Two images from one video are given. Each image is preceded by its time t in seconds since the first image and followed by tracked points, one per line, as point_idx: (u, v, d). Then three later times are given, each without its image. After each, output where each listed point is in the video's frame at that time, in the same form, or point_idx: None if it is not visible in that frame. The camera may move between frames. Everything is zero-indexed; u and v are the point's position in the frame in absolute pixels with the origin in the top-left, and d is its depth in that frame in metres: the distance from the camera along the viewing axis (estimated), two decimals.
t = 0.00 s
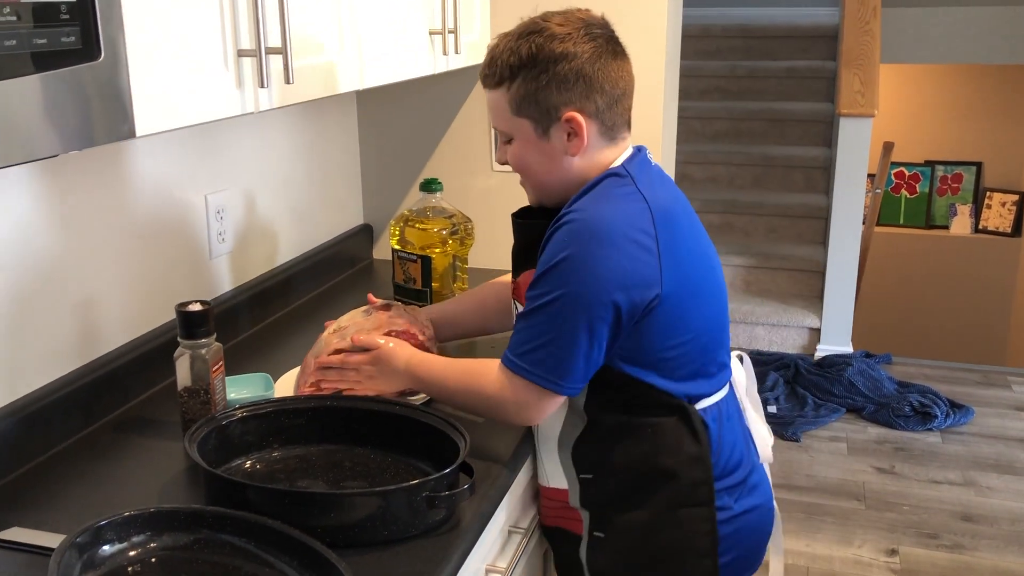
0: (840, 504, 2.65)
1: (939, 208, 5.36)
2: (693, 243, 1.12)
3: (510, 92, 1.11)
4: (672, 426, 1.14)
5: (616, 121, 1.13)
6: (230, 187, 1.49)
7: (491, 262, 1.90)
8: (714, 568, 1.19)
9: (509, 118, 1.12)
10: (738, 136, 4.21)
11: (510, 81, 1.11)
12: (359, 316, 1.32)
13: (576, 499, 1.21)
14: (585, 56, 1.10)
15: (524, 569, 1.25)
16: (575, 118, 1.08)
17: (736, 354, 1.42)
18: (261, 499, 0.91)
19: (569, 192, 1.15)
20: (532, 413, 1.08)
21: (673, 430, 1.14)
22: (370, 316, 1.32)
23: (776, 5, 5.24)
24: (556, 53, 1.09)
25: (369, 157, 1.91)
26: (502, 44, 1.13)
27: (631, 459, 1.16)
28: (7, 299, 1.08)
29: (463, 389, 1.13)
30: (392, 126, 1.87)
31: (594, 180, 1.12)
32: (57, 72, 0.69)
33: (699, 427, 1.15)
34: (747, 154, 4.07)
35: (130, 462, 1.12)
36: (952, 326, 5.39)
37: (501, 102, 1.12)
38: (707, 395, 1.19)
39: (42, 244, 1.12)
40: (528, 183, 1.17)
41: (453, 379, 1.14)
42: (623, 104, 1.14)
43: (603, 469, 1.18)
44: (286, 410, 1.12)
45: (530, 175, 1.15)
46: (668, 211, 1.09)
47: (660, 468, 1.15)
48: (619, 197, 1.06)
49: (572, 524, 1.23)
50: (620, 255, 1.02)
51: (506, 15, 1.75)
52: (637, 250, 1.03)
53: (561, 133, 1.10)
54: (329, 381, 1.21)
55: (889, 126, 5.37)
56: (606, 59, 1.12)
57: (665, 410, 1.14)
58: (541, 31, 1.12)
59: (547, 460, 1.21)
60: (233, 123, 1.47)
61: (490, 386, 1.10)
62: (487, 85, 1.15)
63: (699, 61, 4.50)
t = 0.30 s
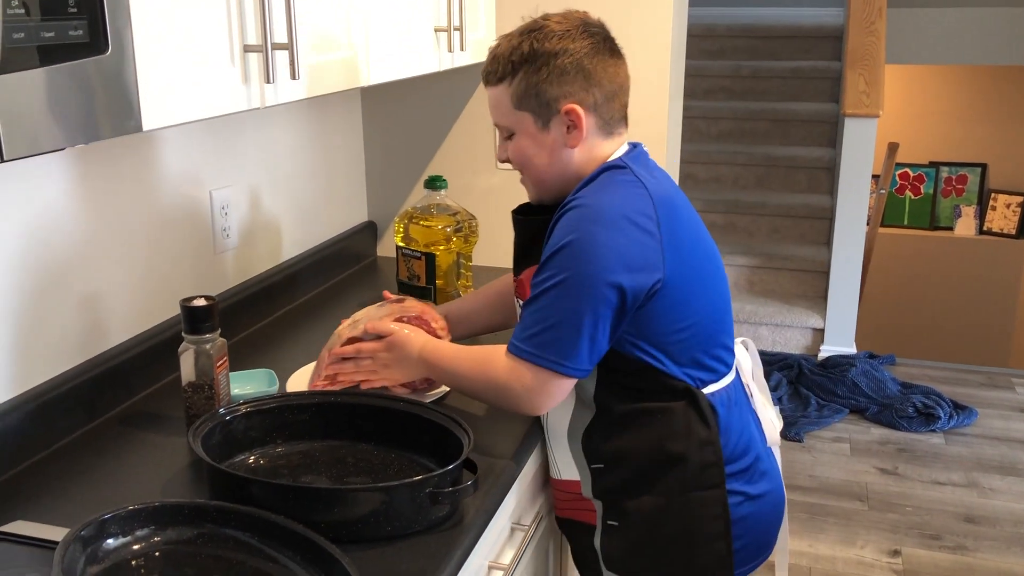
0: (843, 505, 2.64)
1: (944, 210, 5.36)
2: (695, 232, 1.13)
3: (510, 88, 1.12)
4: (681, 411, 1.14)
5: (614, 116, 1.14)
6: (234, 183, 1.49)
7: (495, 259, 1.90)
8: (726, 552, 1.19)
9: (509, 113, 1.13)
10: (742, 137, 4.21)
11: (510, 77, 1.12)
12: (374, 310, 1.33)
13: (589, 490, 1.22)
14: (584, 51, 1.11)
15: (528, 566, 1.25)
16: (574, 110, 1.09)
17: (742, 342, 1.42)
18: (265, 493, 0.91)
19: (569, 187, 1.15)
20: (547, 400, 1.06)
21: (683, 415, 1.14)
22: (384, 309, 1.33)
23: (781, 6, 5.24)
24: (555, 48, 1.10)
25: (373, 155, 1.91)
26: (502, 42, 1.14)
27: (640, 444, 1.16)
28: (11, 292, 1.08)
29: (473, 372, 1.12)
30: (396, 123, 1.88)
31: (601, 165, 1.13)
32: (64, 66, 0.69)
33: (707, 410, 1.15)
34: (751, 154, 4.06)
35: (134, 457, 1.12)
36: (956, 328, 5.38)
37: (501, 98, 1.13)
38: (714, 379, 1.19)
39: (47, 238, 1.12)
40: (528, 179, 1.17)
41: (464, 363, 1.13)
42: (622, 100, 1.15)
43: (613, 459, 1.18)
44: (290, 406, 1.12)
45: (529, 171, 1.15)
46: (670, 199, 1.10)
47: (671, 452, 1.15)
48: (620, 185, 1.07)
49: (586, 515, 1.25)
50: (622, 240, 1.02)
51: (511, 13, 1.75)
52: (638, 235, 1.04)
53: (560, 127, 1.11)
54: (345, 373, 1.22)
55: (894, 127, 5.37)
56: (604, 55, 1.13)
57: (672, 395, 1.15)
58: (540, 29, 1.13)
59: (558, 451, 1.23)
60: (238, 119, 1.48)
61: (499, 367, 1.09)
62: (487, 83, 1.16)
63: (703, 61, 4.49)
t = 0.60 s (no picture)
0: (845, 503, 2.64)
1: (946, 209, 5.35)
2: (732, 227, 1.14)
3: (553, 73, 1.11)
4: (701, 412, 1.15)
5: (657, 102, 1.14)
6: (237, 181, 1.49)
7: (498, 257, 1.90)
8: (732, 553, 1.19)
9: (552, 99, 1.12)
10: (744, 135, 4.20)
11: (553, 63, 1.12)
12: (439, 309, 1.36)
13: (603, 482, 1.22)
14: (626, 36, 1.11)
15: (530, 564, 1.25)
16: (618, 94, 1.09)
17: (761, 345, 1.41)
18: (267, 490, 0.91)
19: (612, 174, 1.15)
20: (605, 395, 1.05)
21: (703, 416, 1.15)
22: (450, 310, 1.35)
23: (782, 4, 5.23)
24: (598, 33, 1.10)
25: (375, 153, 1.91)
26: (544, 30, 1.14)
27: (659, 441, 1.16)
28: (14, 290, 1.08)
29: (533, 366, 1.10)
30: (399, 121, 1.87)
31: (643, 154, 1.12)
32: (65, 63, 0.69)
33: (727, 412, 1.16)
34: (753, 152, 4.06)
35: (135, 455, 1.12)
36: (959, 327, 5.38)
37: (545, 85, 1.13)
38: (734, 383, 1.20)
39: (49, 236, 1.12)
40: (571, 167, 1.16)
41: (521, 360, 1.13)
42: (664, 86, 1.15)
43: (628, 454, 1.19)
44: (292, 404, 1.12)
45: (573, 157, 1.14)
46: (713, 193, 1.11)
47: (688, 451, 1.15)
48: (669, 175, 1.07)
49: (597, 505, 1.24)
50: (675, 230, 1.03)
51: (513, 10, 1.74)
52: (689, 226, 1.04)
53: (604, 111, 1.10)
54: (406, 370, 1.24)
55: (896, 125, 5.36)
56: (647, 41, 1.13)
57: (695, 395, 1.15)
58: (581, 16, 1.13)
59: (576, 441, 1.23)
60: (240, 118, 1.48)
61: (557, 360, 1.07)
62: (529, 72, 1.16)
63: (705, 59, 4.49)
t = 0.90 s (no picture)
0: (847, 503, 2.64)
1: (947, 207, 5.34)
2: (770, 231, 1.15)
3: (598, 65, 1.11)
4: (728, 414, 1.14)
5: (703, 95, 1.13)
6: (237, 183, 1.49)
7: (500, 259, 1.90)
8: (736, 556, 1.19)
9: (598, 90, 1.11)
10: (745, 134, 4.20)
11: (599, 54, 1.11)
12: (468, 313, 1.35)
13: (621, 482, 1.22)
14: (674, 28, 1.10)
15: (532, 567, 1.25)
16: (665, 86, 1.08)
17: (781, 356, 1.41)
18: (268, 493, 0.91)
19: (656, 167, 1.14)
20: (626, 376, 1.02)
21: (729, 418, 1.14)
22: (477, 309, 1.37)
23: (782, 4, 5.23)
24: (645, 24, 1.09)
25: (376, 154, 1.91)
26: (590, 21, 1.14)
27: (684, 442, 1.16)
28: (14, 294, 1.08)
29: (550, 344, 1.07)
30: (399, 121, 1.87)
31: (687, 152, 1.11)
32: (65, 68, 0.69)
33: (755, 416, 1.14)
34: (754, 151, 4.05)
35: (136, 457, 1.12)
36: (960, 325, 5.37)
37: (590, 76, 1.12)
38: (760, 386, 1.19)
39: (50, 239, 1.12)
40: (615, 159, 1.16)
41: (532, 343, 1.09)
42: (712, 79, 1.14)
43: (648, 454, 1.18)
44: (292, 406, 1.12)
45: (618, 149, 1.14)
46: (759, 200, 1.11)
47: (712, 452, 1.15)
48: (724, 175, 1.07)
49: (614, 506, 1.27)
50: (729, 228, 1.03)
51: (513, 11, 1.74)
52: (741, 227, 1.04)
53: (650, 103, 1.10)
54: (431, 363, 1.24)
55: (897, 124, 5.36)
56: (694, 31, 1.12)
57: (726, 397, 1.14)
58: (627, 7, 1.12)
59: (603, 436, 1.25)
60: (241, 120, 1.48)
61: (583, 333, 1.03)
62: (574, 63, 1.15)
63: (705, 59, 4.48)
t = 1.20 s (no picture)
0: (846, 502, 2.64)
1: (945, 205, 5.35)
2: (780, 250, 1.14)
3: (609, 67, 1.09)
4: (727, 430, 1.14)
5: (718, 102, 1.11)
6: (234, 187, 1.49)
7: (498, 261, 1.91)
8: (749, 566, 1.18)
9: (609, 94, 1.10)
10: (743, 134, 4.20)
11: (611, 56, 1.09)
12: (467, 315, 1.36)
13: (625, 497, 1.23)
14: (691, 31, 1.08)
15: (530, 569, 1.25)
16: (677, 95, 1.06)
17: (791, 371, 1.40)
18: (268, 497, 0.91)
19: (665, 176, 1.13)
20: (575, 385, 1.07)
21: (728, 433, 1.14)
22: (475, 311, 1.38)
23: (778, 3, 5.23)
24: (660, 26, 1.07)
25: (373, 156, 1.91)
26: (603, 17, 1.12)
27: (686, 460, 1.16)
28: (12, 299, 1.08)
29: (510, 350, 1.12)
30: (397, 123, 1.87)
31: (700, 163, 1.11)
32: (62, 73, 0.69)
33: (756, 433, 1.14)
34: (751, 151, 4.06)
35: (134, 462, 1.12)
36: (959, 323, 5.37)
37: (601, 78, 1.10)
38: (765, 402, 1.18)
39: (47, 244, 1.12)
40: (624, 163, 1.15)
41: (493, 348, 1.14)
42: (727, 85, 1.12)
43: (650, 466, 1.18)
44: (291, 410, 1.12)
45: (628, 155, 1.13)
46: (766, 220, 1.10)
47: (713, 466, 1.15)
48: (727, 196, 1.06)
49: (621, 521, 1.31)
50: (717, 255, 1.03)
51: (510, 12, 1.74)
52: (733, 253, 1.04)
53: (662, 111, 1.08)
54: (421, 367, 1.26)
55: (895, 123, 5.36)
56: (711, 35, 1.10)
57: (725, 413, 1.13)
58: (642, 6, 1.10)
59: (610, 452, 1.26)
60: (237, 125, 1.48)
61: (539, 342, 1.09)
62: (585, 61, 1.14)
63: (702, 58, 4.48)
